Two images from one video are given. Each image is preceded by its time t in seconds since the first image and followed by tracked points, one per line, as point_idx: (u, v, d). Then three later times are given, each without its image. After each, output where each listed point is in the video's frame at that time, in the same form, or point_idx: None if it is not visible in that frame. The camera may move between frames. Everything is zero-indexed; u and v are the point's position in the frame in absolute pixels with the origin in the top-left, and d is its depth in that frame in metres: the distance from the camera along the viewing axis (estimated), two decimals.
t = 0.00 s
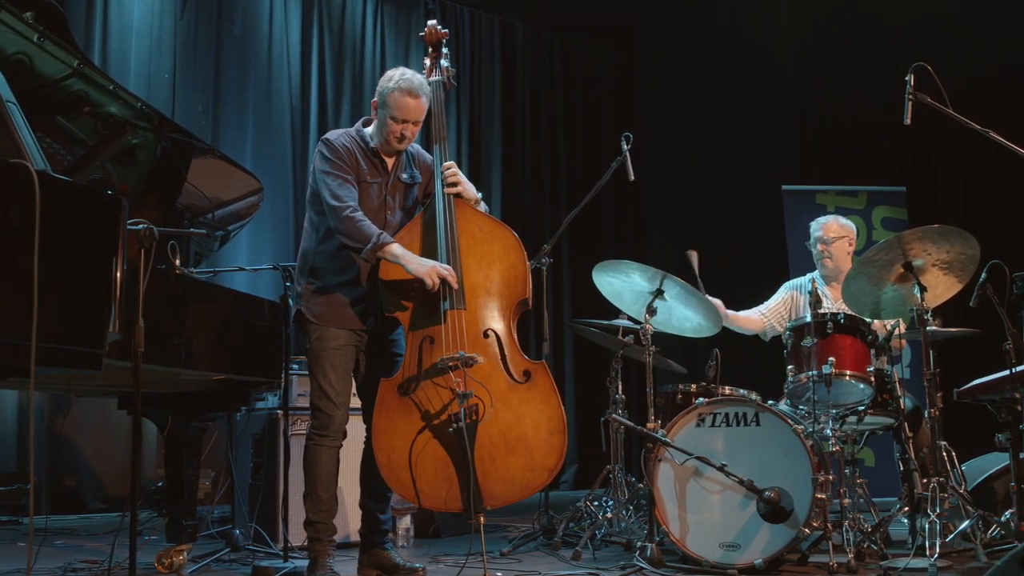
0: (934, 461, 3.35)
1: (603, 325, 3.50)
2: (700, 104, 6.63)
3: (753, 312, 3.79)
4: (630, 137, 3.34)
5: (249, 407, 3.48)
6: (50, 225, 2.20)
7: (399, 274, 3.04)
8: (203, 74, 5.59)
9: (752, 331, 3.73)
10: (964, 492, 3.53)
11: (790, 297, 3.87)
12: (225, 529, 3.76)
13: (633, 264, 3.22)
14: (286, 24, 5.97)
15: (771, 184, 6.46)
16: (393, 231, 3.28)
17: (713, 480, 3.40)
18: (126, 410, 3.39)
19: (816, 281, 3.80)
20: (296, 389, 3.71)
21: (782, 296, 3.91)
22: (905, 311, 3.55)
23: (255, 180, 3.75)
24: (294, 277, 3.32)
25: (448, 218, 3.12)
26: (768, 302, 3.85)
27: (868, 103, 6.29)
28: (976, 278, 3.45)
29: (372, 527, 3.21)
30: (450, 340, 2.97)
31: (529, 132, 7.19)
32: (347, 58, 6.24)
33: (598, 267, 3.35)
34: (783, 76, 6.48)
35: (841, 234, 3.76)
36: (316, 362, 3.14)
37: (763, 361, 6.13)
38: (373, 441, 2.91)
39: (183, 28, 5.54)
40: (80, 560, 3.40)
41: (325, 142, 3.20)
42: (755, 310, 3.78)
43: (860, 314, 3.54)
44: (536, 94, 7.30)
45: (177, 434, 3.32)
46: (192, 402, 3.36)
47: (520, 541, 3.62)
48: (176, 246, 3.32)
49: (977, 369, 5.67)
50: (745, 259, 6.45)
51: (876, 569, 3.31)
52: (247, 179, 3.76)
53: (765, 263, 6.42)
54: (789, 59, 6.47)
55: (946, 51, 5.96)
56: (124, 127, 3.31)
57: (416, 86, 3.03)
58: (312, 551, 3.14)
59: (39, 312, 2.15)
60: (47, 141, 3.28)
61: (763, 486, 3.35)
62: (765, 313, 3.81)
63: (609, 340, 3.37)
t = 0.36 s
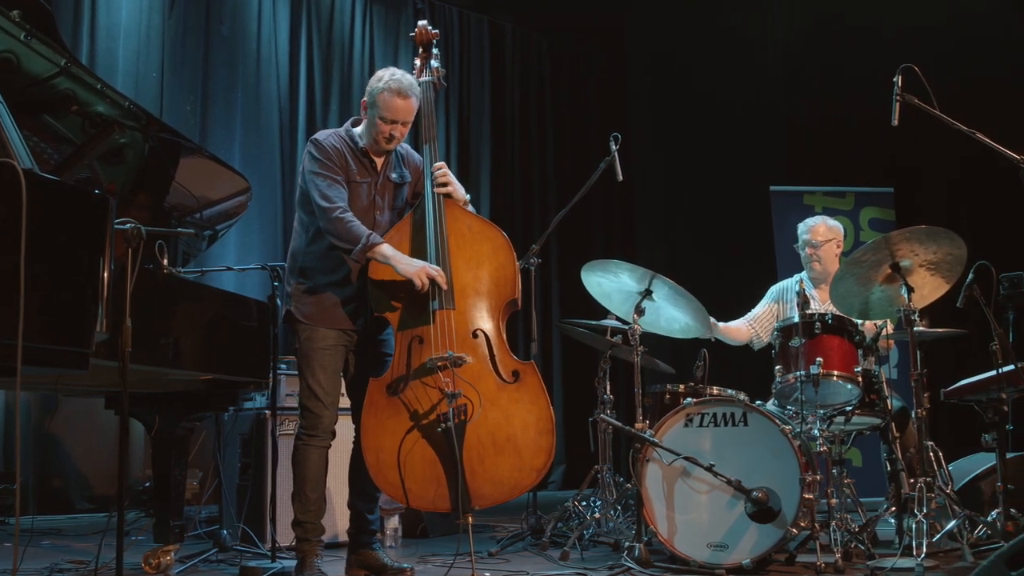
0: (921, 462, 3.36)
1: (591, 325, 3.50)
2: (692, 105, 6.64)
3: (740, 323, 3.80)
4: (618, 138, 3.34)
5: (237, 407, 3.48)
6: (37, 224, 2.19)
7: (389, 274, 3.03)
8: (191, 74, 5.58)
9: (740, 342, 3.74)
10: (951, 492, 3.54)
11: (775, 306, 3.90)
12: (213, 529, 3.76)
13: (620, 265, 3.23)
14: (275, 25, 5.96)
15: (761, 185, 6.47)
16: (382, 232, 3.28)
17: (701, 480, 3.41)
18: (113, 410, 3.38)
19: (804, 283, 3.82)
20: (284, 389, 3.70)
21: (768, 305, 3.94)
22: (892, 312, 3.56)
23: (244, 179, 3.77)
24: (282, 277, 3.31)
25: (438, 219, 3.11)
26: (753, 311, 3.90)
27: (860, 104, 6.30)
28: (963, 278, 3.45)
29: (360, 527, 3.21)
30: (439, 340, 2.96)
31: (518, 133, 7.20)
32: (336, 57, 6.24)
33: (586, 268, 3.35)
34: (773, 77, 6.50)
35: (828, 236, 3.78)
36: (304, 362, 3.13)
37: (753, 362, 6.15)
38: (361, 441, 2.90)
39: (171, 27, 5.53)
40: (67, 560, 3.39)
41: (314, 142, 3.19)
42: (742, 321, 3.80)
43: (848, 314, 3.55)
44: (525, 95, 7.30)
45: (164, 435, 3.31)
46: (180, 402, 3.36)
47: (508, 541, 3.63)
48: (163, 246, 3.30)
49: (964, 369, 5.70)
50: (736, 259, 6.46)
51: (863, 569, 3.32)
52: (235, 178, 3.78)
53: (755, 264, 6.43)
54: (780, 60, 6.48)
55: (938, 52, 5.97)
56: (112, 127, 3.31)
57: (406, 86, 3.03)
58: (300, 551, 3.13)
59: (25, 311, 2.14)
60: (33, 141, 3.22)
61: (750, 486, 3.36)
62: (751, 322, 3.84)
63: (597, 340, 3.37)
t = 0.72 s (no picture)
0: (908, 462, 3.37)
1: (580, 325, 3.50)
2: (683, 105, 6.65)
3: (726, 316, 3.82)
4: (607, 137, 3.32)
5: (225, 407, 3.47)
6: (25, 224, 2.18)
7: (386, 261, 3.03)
8: (180, 73, 5.56)
9: (726, 335, 3.79)
10: (938, 492, 3.55)
11: (766, 299, 3.92)
12: (201, 529, 3.75)
13: (610, 265, 3.23)
14: (264, 24, 5.95)
15: (752, 186, 6.49)
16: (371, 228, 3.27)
17: (689, 480, 3.41)
18: (101, 410, 3.37)
19: (791, 283, 3.83)
20: (272, 389, 3.70)
21: (757, 297, 3.94)
22: (880, 312, 3.58)
23: (231, 179, 3.76)
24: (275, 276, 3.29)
25: (431, 218, 3.10)
26: (741, 306, 3.89)
27: (853, 106, 6.30)
28: (951, 279, 3.46)
29: (348, 527, 3.21)
30: (431, 340, 2.95)
31: (508, 133, 7.20)
32: (325, 57, 6.23)
33: (575, 268, 3.35)
34: (764, 78, 6.52)
35: (817, 235, 3.79)
36: (298, 362, 3.12)
37: (743, 362, 6.16)
38: (351, 439, 2.90)
39: (161, 25, 5.52)
40: (54, 561, 3.38)
41: (298, 140, 3.17)
42: (728, 314, 3.82)
43: (836, 315, 3.56)
44: (514, 96, 7.30)
45: (152, 435, 3.30)
46: (168, 402, 3.35)
47: (497, 541, 3.63)
48: (151, 246, 3.29)
49: (952, 369, 5.72)
50: (727, 260, 6.47)
51: (851, 569, 3.32)
52: (223, 178, 3.77)
53: (746, 264, 6.45)
54: (771, 61, 6.49)
55: (929, 53, 5.99)
56: (100, 125, 3.29)
57: (393, 85, 3.03)
58: (288, 551, 3.12)
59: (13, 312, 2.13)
60: (19, 138, 3.22)
61: (739, 486, 3.36)
62: (739, 315, 3.85)
63: (585, 340, 3.37)
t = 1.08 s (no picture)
0: (901, 462, 3.37)
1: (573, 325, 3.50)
2: (678, 106, 6.65)
3: (722, 326, 3.84)
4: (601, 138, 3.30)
5: (219, 407, 3.48)
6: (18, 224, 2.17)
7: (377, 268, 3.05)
8: (173, 73, 5.56)
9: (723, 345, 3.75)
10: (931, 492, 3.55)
11: (757, 308, 3.93)
12: (194, 529, 3.75)
13: (603, 265, 3.23)
14: (256, 24, 5.95)
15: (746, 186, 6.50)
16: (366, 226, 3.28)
17: (682, 480, 3.42)
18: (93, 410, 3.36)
19: (786, 283, 3.84)
20: (265, 390, 3.70)
21: (751, 306, 3.96)
22: (873, 312, 3.58)
23: (225, 179, 3.75)
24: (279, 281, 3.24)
25: (426, 217, 3.04)
26: (737, 312, 3.94)
27: (847, 107, 6.29)
28: (943, 279, 3.47)
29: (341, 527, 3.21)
30: (423, 340, 2.93)
31: (502, 133, 7.20)
32: (318, 57, 6.22)
33: (568, 268, 3.35)
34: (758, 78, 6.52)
35: (811, 237, 3.80)
36: (298, 361, 3.11)
37: (737, 362, 6.17)
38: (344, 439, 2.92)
39: (153, 24, 5.52)
40: (47, 561, 3.38)
41: (283, 143, 3.15)
42: (724, 322, 3.84)
43: (829, 315, 3.57)
44: (507, 96, 7.30)
45: (145, 435, 3.30)
46: (161, 402, 3.35)
47: (490, 541, 3.64)
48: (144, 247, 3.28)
49: (945, 370, 5.74)
50: (721, 260, 6.48)
51: (843, 569, 3.33)
52: (216, 178, 3.76)
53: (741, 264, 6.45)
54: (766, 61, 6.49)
55: (923, 54, 6.00)
56: (93, 125, 3.28)
57: (376, 75, 3.06)
58: (282, 551, 3.11)
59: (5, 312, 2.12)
60: (12, 138, 3.22)
61: (731, 486, 3.37)
62: (734, 324, 3.88)
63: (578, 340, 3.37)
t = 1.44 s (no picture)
0: (895, 462, 3.38)
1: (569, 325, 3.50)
2: (673, 106, 6.66)
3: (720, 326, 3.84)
4: (597, 137, 3.34)
5: (214, 407, 3.47)
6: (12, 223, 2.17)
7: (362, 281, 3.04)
8: (168, 72, 5.55)
9: (720, 345, 3.76)
10: (926, 492, 3.55)
11: (755, 305, 3.94)
12: (188, 529, 3.74)
13: (597, 265, 3.24)
14: (251, 23, 5.94)
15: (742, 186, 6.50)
16: (359, 227, 3.29)
17: (677, 481, 3.42)
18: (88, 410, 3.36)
19: (781, 283, 3.85)
20: (259, 390, 3.70)
21: (749, 303, 3.97)
22: (867, 312, 3.59)
23: (219, 178, 3.75)
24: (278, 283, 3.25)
25: (418, 216, 3.03)
26: (733, 312, 3.95)
27: (842, 107, 6.31)
28: (937, 279, 3.47)
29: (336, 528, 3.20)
30: (414, 341, 2.93)
31: (498, 133, 7.20)
32: (313, 57, 6.23)
33: (563, 268, 3.35)
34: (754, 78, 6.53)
35: (808, 237, 3.80)
36: (297, 364, 3.10)
37: (732, 362, 6.17)
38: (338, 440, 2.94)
39: (148, 24, 5.51)
40: (40, 561, 3.37)
41: (276, 150, 3.12)
42: (721, 323, 3.84)
43: (824, 315, 3.57)
44: (503, 95, 7.30)
45: (139, 435, 3.29)
46: (156, 402, 3.34)
47: (485, 542, 3.64)
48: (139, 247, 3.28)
49: (940, 370, 5.75)
50: (717, 260, 6.48)
51: (838, 569, 3.33)
52: (211, 178, 3.76)
53: (737, 264, 6.45)
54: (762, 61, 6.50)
55: (919, 54, 6.02)
56: (87, 124, 3.28)
57: (365, 71, 3.09)
58: (277, 551, 3.11)
59: None
60: (7, 137, 3.21)
61: (726, 486, 3.37)
62: (731, 325, 3.89)
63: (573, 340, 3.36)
